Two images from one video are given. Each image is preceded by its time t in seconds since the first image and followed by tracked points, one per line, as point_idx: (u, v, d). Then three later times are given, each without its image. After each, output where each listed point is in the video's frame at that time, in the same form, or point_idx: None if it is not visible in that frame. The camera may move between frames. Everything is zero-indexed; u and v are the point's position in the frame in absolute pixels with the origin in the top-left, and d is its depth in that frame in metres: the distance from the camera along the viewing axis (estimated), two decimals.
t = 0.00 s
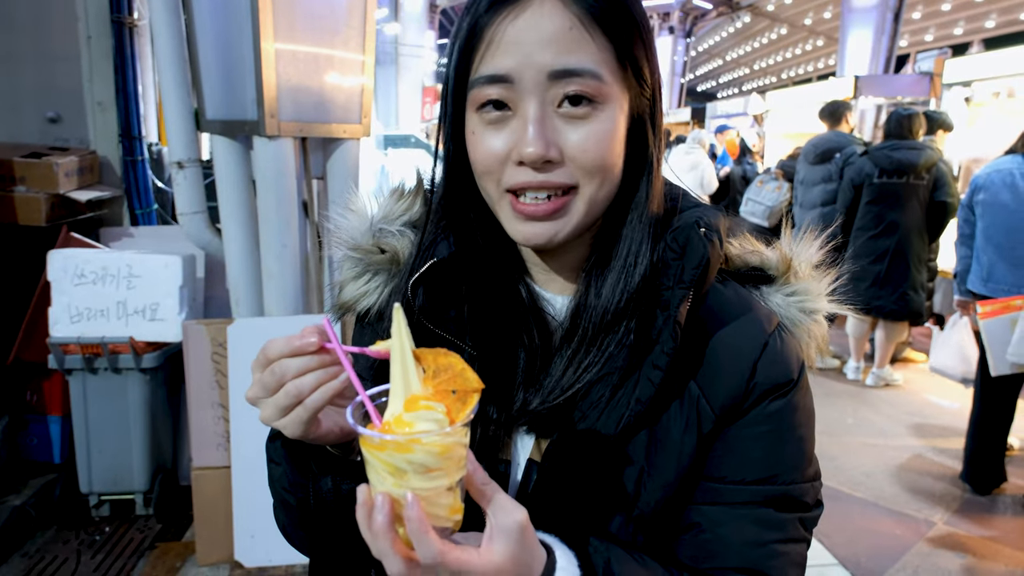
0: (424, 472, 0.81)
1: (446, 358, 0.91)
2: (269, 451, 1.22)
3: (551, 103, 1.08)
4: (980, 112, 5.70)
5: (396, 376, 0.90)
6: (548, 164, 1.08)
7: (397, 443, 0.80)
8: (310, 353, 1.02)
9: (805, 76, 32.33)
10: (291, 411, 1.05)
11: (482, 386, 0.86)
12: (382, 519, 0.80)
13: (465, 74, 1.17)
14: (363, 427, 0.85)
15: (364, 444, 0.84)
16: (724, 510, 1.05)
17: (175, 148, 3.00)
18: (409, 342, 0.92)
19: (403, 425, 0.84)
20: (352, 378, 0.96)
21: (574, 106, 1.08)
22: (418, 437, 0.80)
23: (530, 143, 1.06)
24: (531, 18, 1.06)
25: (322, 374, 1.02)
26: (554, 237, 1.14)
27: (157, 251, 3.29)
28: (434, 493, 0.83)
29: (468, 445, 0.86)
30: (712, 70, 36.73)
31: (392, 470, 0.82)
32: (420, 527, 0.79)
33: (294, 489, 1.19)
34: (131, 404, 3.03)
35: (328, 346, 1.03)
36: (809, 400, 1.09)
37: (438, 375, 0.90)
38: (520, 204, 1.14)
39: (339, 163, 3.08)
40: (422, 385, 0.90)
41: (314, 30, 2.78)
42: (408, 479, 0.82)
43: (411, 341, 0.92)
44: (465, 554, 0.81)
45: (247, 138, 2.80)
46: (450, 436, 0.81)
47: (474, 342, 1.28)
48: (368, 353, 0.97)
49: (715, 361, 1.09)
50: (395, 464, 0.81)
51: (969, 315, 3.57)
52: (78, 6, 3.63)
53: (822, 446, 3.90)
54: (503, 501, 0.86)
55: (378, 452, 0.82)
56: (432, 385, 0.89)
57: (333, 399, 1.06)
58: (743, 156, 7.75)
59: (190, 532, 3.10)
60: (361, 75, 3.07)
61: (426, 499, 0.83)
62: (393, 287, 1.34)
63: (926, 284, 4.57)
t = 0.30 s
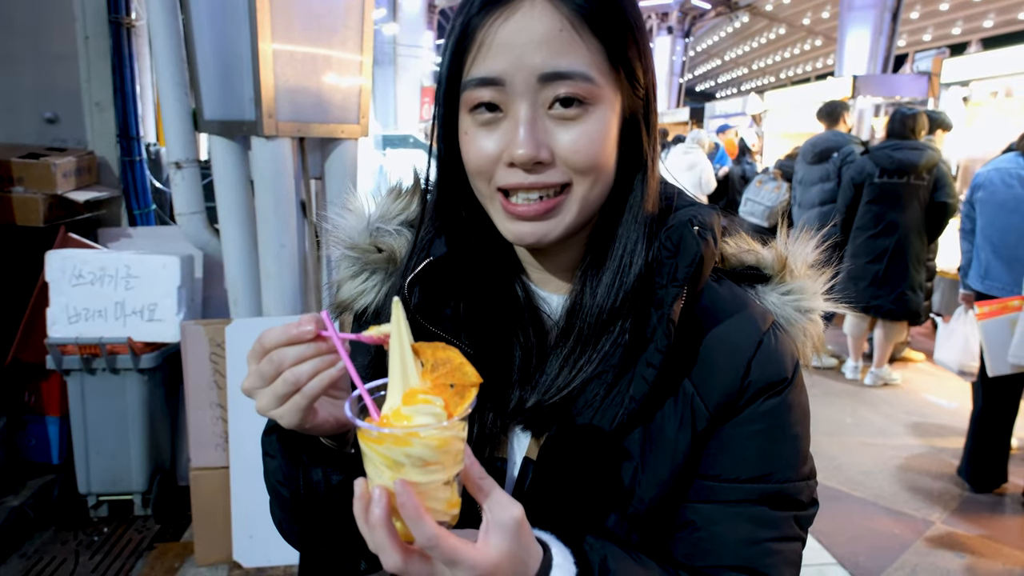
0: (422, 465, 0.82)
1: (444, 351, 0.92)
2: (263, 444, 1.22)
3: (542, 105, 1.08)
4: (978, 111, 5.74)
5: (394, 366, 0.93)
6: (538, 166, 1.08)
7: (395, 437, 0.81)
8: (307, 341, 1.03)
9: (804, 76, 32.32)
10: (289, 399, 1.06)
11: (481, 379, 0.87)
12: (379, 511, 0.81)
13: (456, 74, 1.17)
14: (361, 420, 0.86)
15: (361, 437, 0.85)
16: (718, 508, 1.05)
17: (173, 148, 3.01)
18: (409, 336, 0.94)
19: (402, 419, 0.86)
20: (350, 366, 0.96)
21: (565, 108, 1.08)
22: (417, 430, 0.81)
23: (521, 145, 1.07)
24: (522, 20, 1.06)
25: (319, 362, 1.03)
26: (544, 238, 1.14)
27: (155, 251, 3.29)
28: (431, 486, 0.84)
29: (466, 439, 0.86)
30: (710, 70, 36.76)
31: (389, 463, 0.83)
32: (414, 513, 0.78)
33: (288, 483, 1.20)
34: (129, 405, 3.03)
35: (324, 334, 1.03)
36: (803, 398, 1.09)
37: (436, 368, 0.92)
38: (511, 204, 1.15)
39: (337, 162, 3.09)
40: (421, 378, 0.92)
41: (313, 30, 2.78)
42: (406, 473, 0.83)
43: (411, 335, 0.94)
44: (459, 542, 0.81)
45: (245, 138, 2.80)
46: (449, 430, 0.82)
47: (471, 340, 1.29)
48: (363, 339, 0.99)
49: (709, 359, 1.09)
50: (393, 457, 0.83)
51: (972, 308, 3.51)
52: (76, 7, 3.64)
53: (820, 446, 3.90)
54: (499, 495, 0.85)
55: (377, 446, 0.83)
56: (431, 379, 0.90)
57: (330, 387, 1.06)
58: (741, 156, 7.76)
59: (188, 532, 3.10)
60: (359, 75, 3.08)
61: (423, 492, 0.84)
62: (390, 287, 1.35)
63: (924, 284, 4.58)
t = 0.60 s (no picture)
0: (427, 472, 0.82)
1: (450, 356, 0.96)
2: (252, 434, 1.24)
3: (516, 113, 1.08)
4: (975, 110, 5.76)
5: (400, 369, 0.94)
6: (512, 172, 1.09)
7: (399, 443, 0.81)
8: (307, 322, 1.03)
9: (802, 76, 32.36)
10: (285, 380, 1.05)
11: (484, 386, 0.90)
12: (384, 520, 0.80)
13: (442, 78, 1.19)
14: (364, 427, 0.86)
15: (365, 443, 0.85)
16: (719, 510, 1.05)
17: (171, 150, 3.01)
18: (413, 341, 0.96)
19: (406, 425, 0.86)
20: (350, 367, 0.96)
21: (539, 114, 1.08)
22: (422, 437, 0.81)
23: (494, 152, 1.08)
24: (491, 27, 1.06)
25: (319, 342, 1.03)
26: (526, 241, 1.15)
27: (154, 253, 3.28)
28: (437, 492, 0.84)
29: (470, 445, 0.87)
30: (708, 70, 36.79)
31: (394, 469, 0.83)
32: (420, 520, 0.78)
33: (275, 471, 1.21)
34: (128, 407, 3.03)
35: (322, 316, 1.04)
36: (802, 398, 1.09)
37: (440, 374, 0.95)
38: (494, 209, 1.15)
39: (335, 164, 3.10)
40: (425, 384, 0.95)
41: (310, 30, 2.78)
42: (411, 480, 0.83)
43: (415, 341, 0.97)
44: (464, 548, 0.81)
45: (242, 139, 2.80)
46: (454, 436, 0.83)
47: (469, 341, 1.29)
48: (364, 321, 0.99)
49: (708, 360, 1.09)
50: (398, 464, 0.82)
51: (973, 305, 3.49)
52: (73, 8, 3.64)
53: (820, 445, 3.90)
54: (502, 501, 0.87)
55: (381, 451, 0.83)
56: (435, 385, 0.93)
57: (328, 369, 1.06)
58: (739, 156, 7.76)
59: (187, 535, 3.10)
60: (357, 76, 3.08)
61: (429, 498, 0.84)
62: (388, 288, 1.35)
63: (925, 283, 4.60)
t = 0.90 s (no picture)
0: (424, 464, 0.82)
1: (450, 351, 0.98)
2: (242, 427, 1.23)
3: (510, 109, 1.08)
4: (975, 111, 5.76)
5: (402, 362, 0.98)
6: (507, 169, 1.09)
7: (397, 436, 0.81)
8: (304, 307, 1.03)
9: (801, 76, 32.38)
10: (283, 367, 1.06)
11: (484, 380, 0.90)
12: (381, 507, 0.80)
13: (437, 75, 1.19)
14: (364, 419, 0.86)
15: (365, 434, 0.84)
16: (720, 510, 1.05)
17: (170, 151, 3.01)
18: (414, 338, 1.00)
19: (405, 418, 0.87)
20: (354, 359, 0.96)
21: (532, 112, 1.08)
22: (420, 430, 0.81)
23: (489, 149, 1.07)
24: (484, 26, 1.06)
25: (316, 327, 1.03)
26: (523, 239, 1.14)
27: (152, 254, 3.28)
28: (435, 484, 0.84)
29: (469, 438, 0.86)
30: (708, 70, 36.80)
31: (392, 461, 0.83)
32: (415, 508, 0.77)
33: (264, 463, 1.20)
34: (127, 407, 3.03)
35: (321, 302, 1.04)
36: (802, 397, 1.09)
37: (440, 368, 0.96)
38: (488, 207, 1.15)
39: (334, 164, 3.10)
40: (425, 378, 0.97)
41: (308, 31, 2.77)
42: (409, 471, 0.82)
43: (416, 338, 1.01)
44: (460, 540, 0.80)
45: (241, 139, 2.80)
46: (451, 429, 0.82)
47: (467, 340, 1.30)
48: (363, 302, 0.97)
49: (706, 358, 1.09)
50: (396, 455, 0.82)
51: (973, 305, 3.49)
52: (72, 9, 3.64)
53: (820, 446, 3.90)
54: (501, 493, 0.85)
55: (380, 443, 0.83)
56: (435, 378, 0.94)
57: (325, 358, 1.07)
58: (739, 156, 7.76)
59: (186, 535, 3.09)
60: (356, 77, 3.09)
61: (427, 490, 0.83)
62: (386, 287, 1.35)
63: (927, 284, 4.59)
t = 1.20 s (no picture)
0: (423, 431, 0.87)
1: (449, 326, 1.03)
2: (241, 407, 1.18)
3: (513, 96, 1.08)
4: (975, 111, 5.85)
5: (405, 338, 1.01)
6: (511, 159, 1.06)
7: (397, 401, 0.86)
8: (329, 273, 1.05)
9: (801, 76, 32.34)
10: (306, 334, 1.04)
11: (481, 354, 0.97)
12: (380, 469, 0.82)
13: (433, 69, 1.19)
14: (370, 386, 0.91)
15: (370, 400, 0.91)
16: (716, 509, 1.04)
17: (169, 151, 3.00)
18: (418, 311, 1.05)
19: (406, 386, 0.92)
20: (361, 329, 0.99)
21: (537, 100, 1.08)
22: (419, 397, 0.86)
23: (493, 137, 1.05)
24: (488, 14, 1.07)
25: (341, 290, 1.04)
26: (525, 236, 1.12)
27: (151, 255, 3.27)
28: (433, 452, 0.88)
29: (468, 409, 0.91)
30: (708, 70, 36.81)
31: (392, 426, 0.88)
32: (410, 472, 0.80)
33: (266, 443, 1.15)
34: (126, 408, 3.02)
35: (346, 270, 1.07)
36: (796, 395, 1.08)
37: (441, 341, 1.02)
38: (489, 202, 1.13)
39: (332, 164, 3.11)
40: (428, 350, 1.01)
41: (307, 30, 2.75)
42: (407, 437, 0.87)
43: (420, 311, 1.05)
44: (453, 507, 0.81)
45: (239, 139, 2.80)
46: (447, 399, 0.87)
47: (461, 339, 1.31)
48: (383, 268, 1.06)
49: (698, 357, 1.08)
50: (395, 420, 0.87)
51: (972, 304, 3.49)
52: (70, 8, 3.63)
53: (821, 446, 3.89)
54: (497, 469, 0.86)
55: (381, 408, 0.88)
56: (437, 351, 1.00)
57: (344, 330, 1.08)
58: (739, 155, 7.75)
59: (185, 536, 3.09)
60: (355, 76, 3.08)
61: (426, 456, 0.88)
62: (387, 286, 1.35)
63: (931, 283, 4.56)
